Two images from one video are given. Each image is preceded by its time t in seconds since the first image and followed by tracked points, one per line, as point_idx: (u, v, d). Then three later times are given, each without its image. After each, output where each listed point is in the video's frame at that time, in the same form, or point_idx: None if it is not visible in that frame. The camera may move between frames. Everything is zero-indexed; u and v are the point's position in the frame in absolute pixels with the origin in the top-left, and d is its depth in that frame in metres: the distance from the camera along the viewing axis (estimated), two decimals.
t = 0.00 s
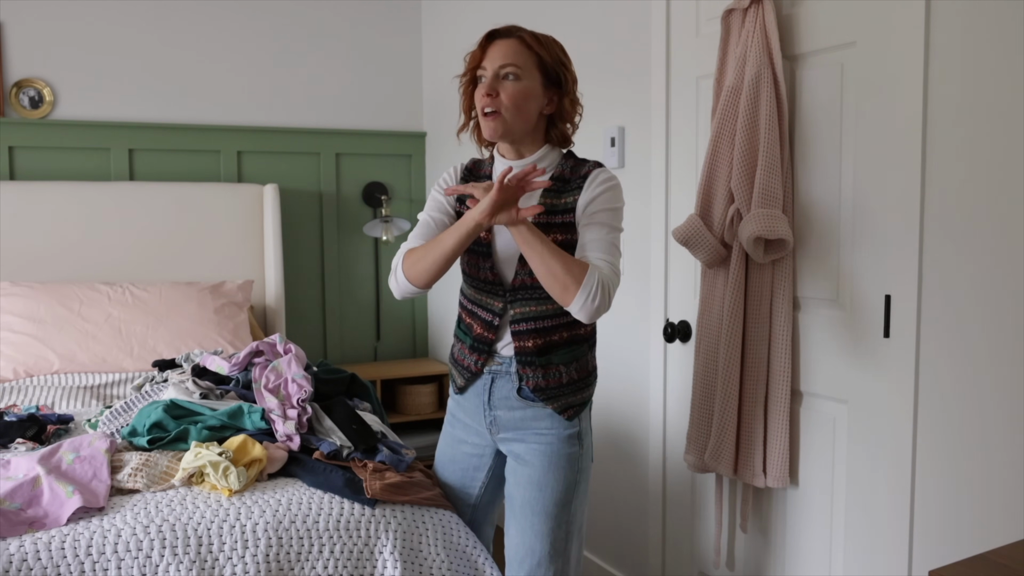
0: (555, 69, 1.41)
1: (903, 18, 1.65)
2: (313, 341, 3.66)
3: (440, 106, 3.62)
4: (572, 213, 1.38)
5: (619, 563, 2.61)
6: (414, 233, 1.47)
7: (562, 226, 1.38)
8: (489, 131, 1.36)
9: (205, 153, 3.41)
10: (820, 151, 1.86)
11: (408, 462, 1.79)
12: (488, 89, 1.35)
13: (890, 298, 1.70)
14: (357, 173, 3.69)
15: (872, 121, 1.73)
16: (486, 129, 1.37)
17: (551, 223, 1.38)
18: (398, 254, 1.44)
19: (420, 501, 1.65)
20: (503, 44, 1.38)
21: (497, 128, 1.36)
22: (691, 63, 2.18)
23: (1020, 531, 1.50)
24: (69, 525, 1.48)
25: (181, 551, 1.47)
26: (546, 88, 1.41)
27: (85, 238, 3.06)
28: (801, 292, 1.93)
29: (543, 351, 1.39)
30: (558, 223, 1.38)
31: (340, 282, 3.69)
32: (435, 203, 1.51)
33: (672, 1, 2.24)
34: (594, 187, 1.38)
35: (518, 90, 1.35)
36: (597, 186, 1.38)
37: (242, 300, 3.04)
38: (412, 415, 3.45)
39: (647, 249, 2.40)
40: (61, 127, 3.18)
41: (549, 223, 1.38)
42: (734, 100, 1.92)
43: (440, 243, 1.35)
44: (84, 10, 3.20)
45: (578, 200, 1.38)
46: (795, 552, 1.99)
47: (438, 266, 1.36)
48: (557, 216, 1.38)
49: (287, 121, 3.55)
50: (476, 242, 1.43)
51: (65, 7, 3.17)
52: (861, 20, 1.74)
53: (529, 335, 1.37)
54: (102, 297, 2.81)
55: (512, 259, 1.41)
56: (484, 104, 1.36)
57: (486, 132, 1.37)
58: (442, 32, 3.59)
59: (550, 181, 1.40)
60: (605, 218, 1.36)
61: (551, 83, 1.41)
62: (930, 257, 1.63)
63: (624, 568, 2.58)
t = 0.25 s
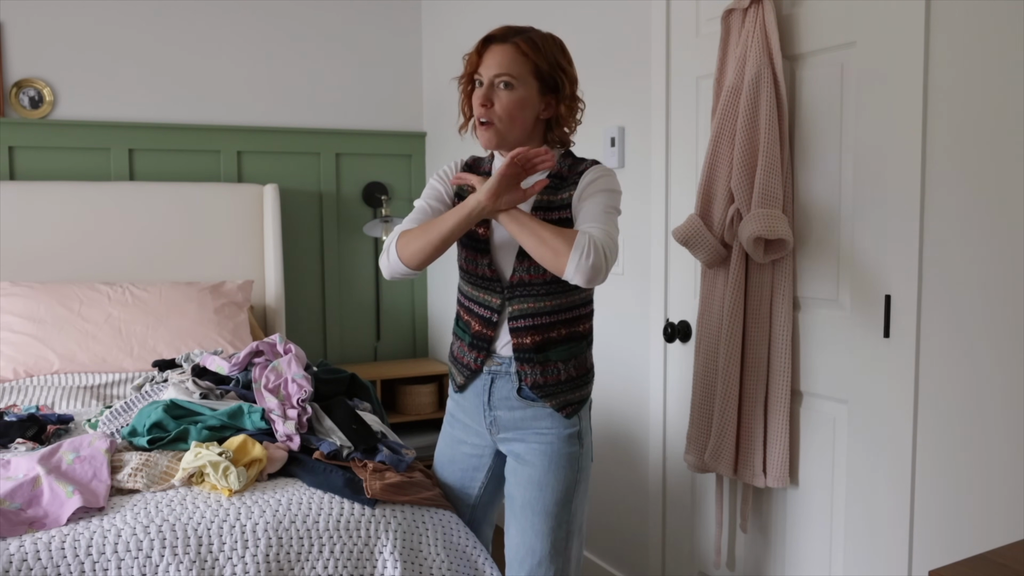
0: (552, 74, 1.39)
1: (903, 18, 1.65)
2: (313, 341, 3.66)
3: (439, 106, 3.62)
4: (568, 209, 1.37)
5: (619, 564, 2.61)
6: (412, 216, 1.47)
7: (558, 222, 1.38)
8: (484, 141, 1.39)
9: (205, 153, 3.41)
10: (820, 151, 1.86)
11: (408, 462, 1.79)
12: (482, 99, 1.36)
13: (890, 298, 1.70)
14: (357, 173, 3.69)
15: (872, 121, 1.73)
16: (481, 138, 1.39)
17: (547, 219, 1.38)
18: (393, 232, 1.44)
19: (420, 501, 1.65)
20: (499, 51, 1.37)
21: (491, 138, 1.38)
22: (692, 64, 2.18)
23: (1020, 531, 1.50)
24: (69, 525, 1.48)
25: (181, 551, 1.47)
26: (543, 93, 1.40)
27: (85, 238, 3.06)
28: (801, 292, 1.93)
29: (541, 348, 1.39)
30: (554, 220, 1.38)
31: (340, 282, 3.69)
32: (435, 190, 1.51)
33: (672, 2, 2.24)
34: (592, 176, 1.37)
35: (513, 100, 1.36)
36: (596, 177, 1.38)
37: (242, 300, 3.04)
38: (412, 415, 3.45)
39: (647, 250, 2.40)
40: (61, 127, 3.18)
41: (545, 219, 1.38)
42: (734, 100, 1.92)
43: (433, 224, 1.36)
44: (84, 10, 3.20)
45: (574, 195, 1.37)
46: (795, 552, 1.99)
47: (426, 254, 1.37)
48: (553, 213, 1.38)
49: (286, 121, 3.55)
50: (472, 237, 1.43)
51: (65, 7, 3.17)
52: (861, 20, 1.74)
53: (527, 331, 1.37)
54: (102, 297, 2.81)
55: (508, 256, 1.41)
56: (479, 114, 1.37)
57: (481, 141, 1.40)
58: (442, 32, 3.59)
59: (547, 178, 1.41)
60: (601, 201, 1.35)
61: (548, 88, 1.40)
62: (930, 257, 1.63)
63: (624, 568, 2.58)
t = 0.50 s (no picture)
0: (554, 71, 1.41)
1: (902, 18, 1.65)
2: (313, 341, 3.66)
3: (440, 106, 3.62)
4: (574, 216, 1.37)
5: (619, 564, 2.61)
6: (395, 240, 1.51)
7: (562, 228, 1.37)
8: (495, 140, 1.37)
9: (205, 153, 3.41)
10: (820, 151, 1.86)
11: (408, 462, 1.79)
12: (493, 98, 1.35)
13: (890, 298, 1.70)
14: (357, 173, 3.69)
15: (872, 121, 1.73)
16: (491, 138, 1.37)
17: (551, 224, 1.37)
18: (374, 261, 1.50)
19: (420, 501, 1.65)
20: (504, 49, 1.37)
21: (502, 138, 1.36)
22: (692, 64, 2.18)
23: (1020, 531, 1.50)
24: (69, 525, 1.48)
25: (181, 551, 1.47)
26: (546, 91, 1.41)
27: (85, 238, 3.06)
28: (801, 292, 1.93)
29: (539, 351, 1.39)
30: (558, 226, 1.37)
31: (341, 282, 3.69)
32: (427, 199, 1.52)
33: (672, 2, 2.24)
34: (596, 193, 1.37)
35: (522, 98, 1.36)
36: (598, 190, 1.38)
37: (242, 300, 3.04)
38: (412, 415, 3.45)
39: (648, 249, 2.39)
40: (61, 127, 3.18)
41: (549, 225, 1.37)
42: (734, 100, 1.92)
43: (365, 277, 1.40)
44: (84, 10, 3.20)
45: (581, 203, 1.37)
46: (795, 552, 1.99)
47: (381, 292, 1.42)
48: (557, 219, 1.37)
49: (286, 121, 3.55)
50: (471, 243, 1.43)
51: (65, 7, 3.17)
52: (861, 20, 1.74)
53: (523, 335, 1.37)
54: (102, 297, 2.81)
55: (508, 261, 1.40)
56: (489, 114, 1.36)
57: (490, 141, 1.37)
58: (442, 32, 3.59)
59: (550, 183, 1.40)
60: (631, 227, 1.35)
61: (550, 85, 1.42)
62: (930, 257, 1.63)
63: (624, 568, 2.58)
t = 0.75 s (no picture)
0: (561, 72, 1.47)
1: (902, 18, 1.65)
2: (313, 341, 3.66)
3: (440, 106, 3.62)
4: (576, 219, 1.37)
5: (619, 564, 2.61)
6: (400, 261, 1.56)
7: (565, 231, 1.37)
8: (515, 134, 1.37)
9: (205, 153, 3.41)
10: (819, 150, 1.86)
11: (408, 462, 1.79)
12: (519, 91, 1.37)
13: (890, 298, 1.70)
14: (357, 173, 3.69)
15: (872, 121, 1.73)
16: (512, 131, 1.37)
17: (554, 228, 1.37)
18: (384, 283, 1.58)
19: (420, 501, 1.64)
20: (523, 44, 1.39)
21: (524, 132, 1.37)
22: (692, 64, 2.18)
23: (1020, 531, 1.50)
24: (69, 525, 1.48)
25: (181, 551, 1.47)
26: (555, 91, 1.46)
27: (85, 238, 3.06)
28: (801, 292, 1.93)
29: (545, 354, 1.39)
30: (562, 229, 1.37)
31: (341, 282, 3.69)
32: (425, 214, 1.51)
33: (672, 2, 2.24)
34: (597, 212, 1.38)
35: (542, 93, 1.39)
36: (599, 205, 1.38)
37: (242, 300, 3.04)
38: (412, 416, 3.45)
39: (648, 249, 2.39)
40: (61, 127, 3.18)
41: (551, 229, 1.37)
42: (734, 100, 1.92)
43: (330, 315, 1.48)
44: (84, 10, 3.20)
45: (582, 206, 1.38)
46: (795, 552, 1.99)
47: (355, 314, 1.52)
48: (560, 222, 1.37)
49: (286, 121, 3.55)
50: (471, 249, 1.42)
51: (65, 7, 3.17)
52: (861, 20, 1.74)
53: (530, 340, 1.37)
54: (102, 297, 2.81)
55: (510, 265, 1.40)
56: (512, 108, 1.37)
57: (511, 134, 1.38)
58: (442, 32, 3.59)
59: (551, 185, 1.40)
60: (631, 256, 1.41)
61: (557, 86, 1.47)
62: (929, 257, 1.63)
63: (624, 568, 2.58)
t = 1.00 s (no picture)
0: (562, 74, 1.45)
1: (902, 18, 1.65)
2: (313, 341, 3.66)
3: (440, 106, 3.62)
4: (579, 220, 1.38)
5: (619, 564, 2.61)
6: (402, 262, 1.56)
7: (568, 232, 1.38)
8: (515, 142, 1.37)
9: (205, 153, 3.41)
10: (819, 151, 1.86)
11: (408, 462, 1.79)
12: (518, 101, 1.36)
13: (890, 298, 1.71)
14: (357, 173, 3.69)
15: (872, 122, 1.73)
16: (512, 139, 1.37)
17: (557, 229, 1.38)
18: (388, 284, 1.58)
19: (420, 501, 1.64)
20: (522, 52, 1.38)
21: (524, 140, 1.37)
22: (692, 64, 2.18)
23: (1019, 531, 1.50)
24: (69, 525, 1.48)
25: (181, 551, 1.47)
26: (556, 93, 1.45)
27: (85, 238, 3.06)
28: (801, 292, 1.93)
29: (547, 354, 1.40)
30: (565, 230, 1.38)
31: (341, 282, 3.69)
32: (424, 216, 1.51)
33: (672, 2, 2.24)
34: (599, 212, 1.38)
35: (542, 100, 1.38)
36: (600, 206, 1.39)
37: (242, 300, 3.04)
38: (412, 416, 3.45)
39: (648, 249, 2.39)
40: (61, 127, 3.18)
41: (554, 229, 1.38)
42: (734, 100, 1.92)
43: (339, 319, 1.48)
44: (84, 10, 3.20)
45: (585, 207, 1.38)
46: (795, 552, 1.99)
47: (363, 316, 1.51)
48: (563, 223, 1.38)
49: (286, 120, 3.55)
50: (473, 250, 1.42)
51: (65, 7, 3.17)
52: (860, 20, 1.74)
53: (534, 341, 1.38)
54: (102, 297, 2.81)
55: (513, 267, 1.41)
56: (512, 116, 1.36)
57: (511, 142, 1.37)
58: (442, 32, 3.59)
59: (553, 187, 1.40)
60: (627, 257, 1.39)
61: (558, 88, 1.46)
62: (929, 257, 1.63)
63: (624, 568, 2.58)
